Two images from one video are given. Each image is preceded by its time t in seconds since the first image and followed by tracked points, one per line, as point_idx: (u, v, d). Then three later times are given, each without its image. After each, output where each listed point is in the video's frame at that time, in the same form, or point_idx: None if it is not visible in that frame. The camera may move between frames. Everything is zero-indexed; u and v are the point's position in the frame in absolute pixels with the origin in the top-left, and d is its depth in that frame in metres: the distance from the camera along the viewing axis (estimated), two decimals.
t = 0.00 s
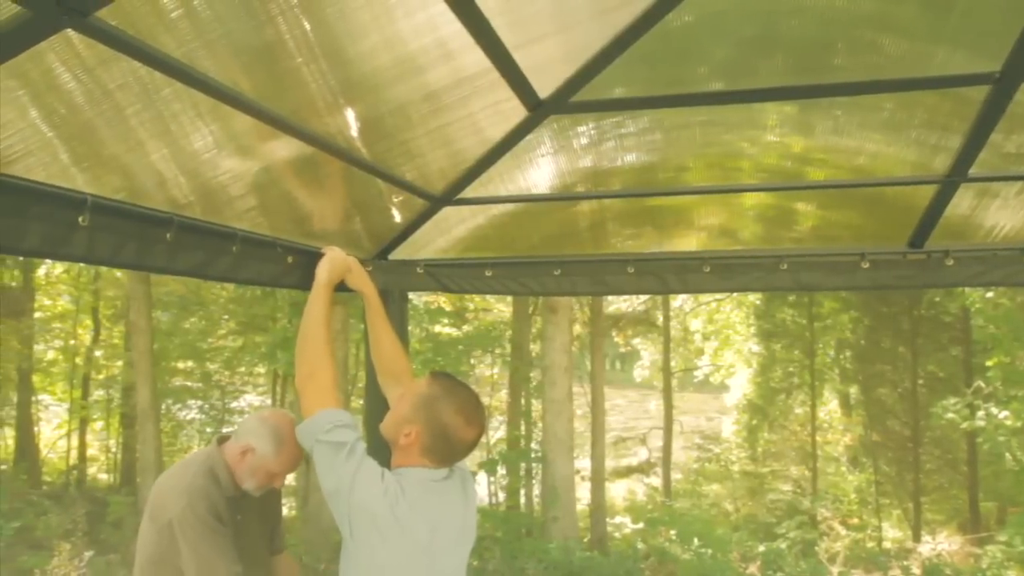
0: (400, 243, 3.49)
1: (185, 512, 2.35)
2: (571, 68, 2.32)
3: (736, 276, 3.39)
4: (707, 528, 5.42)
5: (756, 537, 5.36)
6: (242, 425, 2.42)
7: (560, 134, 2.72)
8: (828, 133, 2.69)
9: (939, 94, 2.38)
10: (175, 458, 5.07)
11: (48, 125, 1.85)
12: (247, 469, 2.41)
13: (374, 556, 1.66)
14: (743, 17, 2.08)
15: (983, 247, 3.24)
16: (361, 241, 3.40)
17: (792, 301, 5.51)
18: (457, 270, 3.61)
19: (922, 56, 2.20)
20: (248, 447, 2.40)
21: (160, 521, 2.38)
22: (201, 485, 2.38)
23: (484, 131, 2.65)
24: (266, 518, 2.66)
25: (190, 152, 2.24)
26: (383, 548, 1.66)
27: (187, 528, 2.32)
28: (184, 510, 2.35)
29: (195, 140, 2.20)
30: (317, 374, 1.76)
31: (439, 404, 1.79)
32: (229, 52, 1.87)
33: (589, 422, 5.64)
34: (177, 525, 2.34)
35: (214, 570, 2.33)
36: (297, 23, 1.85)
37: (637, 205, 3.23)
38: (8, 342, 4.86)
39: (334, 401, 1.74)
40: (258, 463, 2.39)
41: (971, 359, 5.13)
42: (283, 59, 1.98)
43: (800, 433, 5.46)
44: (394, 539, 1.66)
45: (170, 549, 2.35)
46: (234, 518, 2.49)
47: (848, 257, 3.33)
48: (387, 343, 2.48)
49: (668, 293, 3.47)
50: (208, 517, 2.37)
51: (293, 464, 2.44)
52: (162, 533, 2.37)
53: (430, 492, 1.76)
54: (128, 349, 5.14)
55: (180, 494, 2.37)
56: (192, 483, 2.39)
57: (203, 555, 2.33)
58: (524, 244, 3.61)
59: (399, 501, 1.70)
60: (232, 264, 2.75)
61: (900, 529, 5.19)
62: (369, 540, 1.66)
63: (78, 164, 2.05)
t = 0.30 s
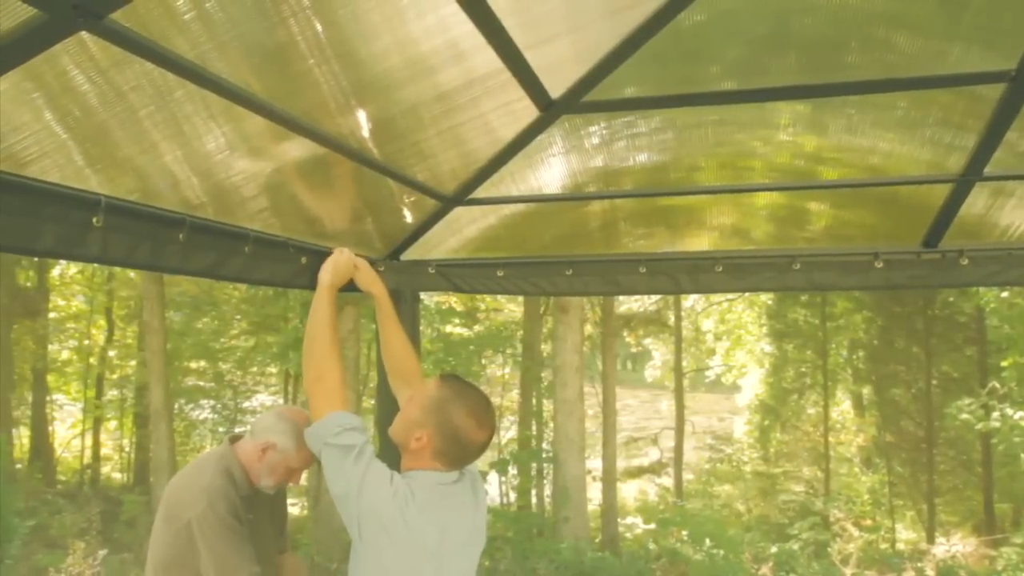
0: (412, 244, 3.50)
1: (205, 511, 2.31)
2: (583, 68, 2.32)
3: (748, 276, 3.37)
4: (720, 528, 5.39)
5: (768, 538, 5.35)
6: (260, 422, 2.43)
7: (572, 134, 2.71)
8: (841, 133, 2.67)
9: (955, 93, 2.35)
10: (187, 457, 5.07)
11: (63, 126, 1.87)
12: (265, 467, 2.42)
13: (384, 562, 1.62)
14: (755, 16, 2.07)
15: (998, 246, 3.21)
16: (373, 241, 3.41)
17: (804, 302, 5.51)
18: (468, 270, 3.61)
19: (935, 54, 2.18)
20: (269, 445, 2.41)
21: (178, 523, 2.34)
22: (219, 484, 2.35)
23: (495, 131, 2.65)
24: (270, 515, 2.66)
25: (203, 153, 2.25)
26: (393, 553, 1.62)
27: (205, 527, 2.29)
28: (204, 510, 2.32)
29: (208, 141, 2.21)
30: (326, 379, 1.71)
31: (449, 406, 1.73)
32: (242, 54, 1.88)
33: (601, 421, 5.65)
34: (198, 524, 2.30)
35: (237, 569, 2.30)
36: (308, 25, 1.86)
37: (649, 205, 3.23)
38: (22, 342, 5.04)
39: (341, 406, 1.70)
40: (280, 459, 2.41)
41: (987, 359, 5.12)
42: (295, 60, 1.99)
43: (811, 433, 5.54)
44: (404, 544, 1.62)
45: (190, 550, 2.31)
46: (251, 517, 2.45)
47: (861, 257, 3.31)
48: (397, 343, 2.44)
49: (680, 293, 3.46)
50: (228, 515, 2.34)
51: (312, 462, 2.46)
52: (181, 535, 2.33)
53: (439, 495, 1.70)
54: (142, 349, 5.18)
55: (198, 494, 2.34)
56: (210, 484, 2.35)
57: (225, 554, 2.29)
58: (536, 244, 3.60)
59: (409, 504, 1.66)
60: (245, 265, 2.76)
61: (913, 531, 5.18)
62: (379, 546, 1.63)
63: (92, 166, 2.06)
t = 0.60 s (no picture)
0: (424, 243, 3.51)
1: (229, 509, 2.34)
2: (594, 68, 2.32)
3: (760, 275, 3.36)
4: (732, 530, 5.41)
5: (780, 539, 5.36)
6: (281, 421, 2.39)
7: (583, 134, 2.71)
8: (854, 132, 2.66)
9: (971, 91, 2.33)
10: (200, 457, 5.08)
11: (77, 128, 1.88)
12: (287, 465, 2.39)
13: (407, 567, 1.60)
14: (767, 16, 2.06)
15: (1016, 245, 3.16)
16: (386, 241, 3.42)
17: (819, 302, 5.47)
18: (480, 270, 3.61)
19: (950, 53, 2.17)
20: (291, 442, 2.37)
21: (200, 519, 2.36)
22: (243, 482, 2.37)
23: (506, 131, 2.66)
24: (288, 514, 2.66)
25: (215, 154, 2.26)
26: (418, 557, 1.60)
27: (229, 523, 2.32)
28: (227, 507, 2.34)
29: (221, 142, 2.22)
30: (347, 386, 1.75)
31: (474, 415, 1.75)
32: (254, 55, 1.89)
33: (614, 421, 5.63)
34: (222, 521, 2.33)
35: (257, 565, 2.35)
36: (320, 26, 1.86)
37: (661, 205, 3.22)
38: (38, 341, 5.10)
39: (363, 410, 1.73)
40: (302, 458, 2.37)
41: (1001, 359, 5.10)
42: (308, 62, 1.99)
43: (824, 434, 5.55)
44: (429, 547, 1.61)
45: (213, 545, 2.35)
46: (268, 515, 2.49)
47: (876, 256, 3.29)
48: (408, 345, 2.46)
49: (692, 293, 3.45)
50: (250, 512, 2.37)
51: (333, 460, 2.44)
52: (203, 530, 2.36)
53: (461, 500, 1.71)
54: (155, 349, 5.21)
55: (221, 491, 2.36)
56: (234, 481, 2.37)
57: (247, 551, 2.33)
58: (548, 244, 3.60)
59: (431, 506, 1.65)
60: (258, 265, 2.77)
61: (927, 533, 5.23)
62: (403, 551, 1.60)
63: (107, 167, 2.08)
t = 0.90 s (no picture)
0: (434, 243, 3.51)
1: (251, 500, 2.35)
2: (605, 68, 2.32)
3: (771, 275, 3.35)
4: (742, 530, 5.44)
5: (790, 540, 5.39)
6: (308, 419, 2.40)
7: (593, 133, 2.71)
8: (865, 131, 2.64)
9: (985, 90, 2.31)
10: (211, 457, 5.15)
11: (90, 130, 1.89)
12: (312, 461, 2.40)
13: (443, 561, 1.61)
14: (778, 15, 2.06)
15: None
16: (396, 241, 3.42)
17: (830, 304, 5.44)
18: (491, 270, 3.61)
19: (962, 51, 2.15)
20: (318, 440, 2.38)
21: (224, 511, 2.38)
22: (266, 476, 2.38)
23: (516, 131, 2.66)
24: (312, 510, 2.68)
25: (227, 155, 2.27)
26: (454, 549, 1.61)
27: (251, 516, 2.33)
28: (250, 499, 2.35)
29: (232, 143, 2.23)
30: (369, 386, 1.76)
31: (502, 414, 1.74)
32: (266, 56, 1.89)
33: (624, 421, 5.64)
34: (245, 513, 2.35)
35: (277, 559, 2.35)
36: (331, 27, 1.87)
37: (672, 204, 3.22)
38: (50, 342, 5.05)
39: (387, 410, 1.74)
40: (326, 455, 2.40)
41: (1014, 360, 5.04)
42: (318, 63, 2.00)
43: (836, 435, 5.45)
44: (464, 540, 1.62)
45: (236, 536, 2.37)
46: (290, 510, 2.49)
47: (888, 256, 3.27)
48: (418, 348, 2.47)
49: (703, 293, 3.43)
50: (272, 506, 2.38)
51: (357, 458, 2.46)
52: (226, 522, 2.38)
53: (491, 493, 1.71)
54: (166, 349, 5.24)
55: (244, 483, 2.38)
56: (258, 474, 2.38)
57: (268, 545, 2.33)
58: (558, 244, 3.60)
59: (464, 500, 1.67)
60: (270, 265, 2.78)
61: (938, 535, 5.20)
62: (438, 545, 1.61)
63: (119, 168, 2.09)
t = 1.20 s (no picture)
0: (444, 244, 3.52)
1: (274, 492, 2.36)
2: (614, 68, 2.31)
3: (781, 276, 3.34)
4: (752, 530, 5.39)
5: (800, 541, 5.36)
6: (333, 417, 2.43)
7: (601, 133, 2.71)
8: (875, 130, 2.63)
9: (996, 88, 2.30)
10: (220, 457, 5.11)
11: (101, 131, 1.90)
12: (337, 459, 2.43)
13: (463, 569, 1.60)
14: (788, 14, 2.05)
15: None
16: (406, 241, 3.43)
17: (839, 304, 5.49)
18: (502, 270, 3.61)
19: (974, 50, 2.14)
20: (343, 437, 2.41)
21: (246, 502, 2.38)
22: (290, 468, 2.40)
23: (526, 131, 2.66)
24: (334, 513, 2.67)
25: (237, 156, 2.28)
26: (475, 557, 1.61)
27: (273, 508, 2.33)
28: (273, 491, 2.36)
29: (242, 143, 2.24)
30: (369, 391, 1.67)
31: (513, 414, 1.74)
32: (276, 57, 1.90)
33: (632, 422, 5.68)
34: (267, 505, 2.34)
35: (294, 555, 2.33)
36: (340, 29, 1.87)
37: (680, 204, 3.21)
38: (61, 342, 5.11)
39: (391, 414, 1.66)
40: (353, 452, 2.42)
41: None
42: (328, 64, 2.00)
43: (846, 436, 5.50)
44: (484, 547, 1.62)
45: (257, 530, 2.36)
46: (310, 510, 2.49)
47: (899, 256, 3.25)
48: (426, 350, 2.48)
49: (713, 294, 3.42)
50: (293, 501, 2.38)
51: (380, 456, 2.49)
52: (249, 515, 2.37)
53: (504, 495, 1.73)
54: (176, 349, 5.26)
55: (268, 475, 2.38)
56: (282, 466, 2.39)
57: (286, 539, 2.32)
58: (567, 244, 3.60)
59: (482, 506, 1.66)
60: (280, 266, 2.78)
61: (950, 536, 5.13)
62: (460, 554, 1.60)
63: (129, 170, 2.10)
